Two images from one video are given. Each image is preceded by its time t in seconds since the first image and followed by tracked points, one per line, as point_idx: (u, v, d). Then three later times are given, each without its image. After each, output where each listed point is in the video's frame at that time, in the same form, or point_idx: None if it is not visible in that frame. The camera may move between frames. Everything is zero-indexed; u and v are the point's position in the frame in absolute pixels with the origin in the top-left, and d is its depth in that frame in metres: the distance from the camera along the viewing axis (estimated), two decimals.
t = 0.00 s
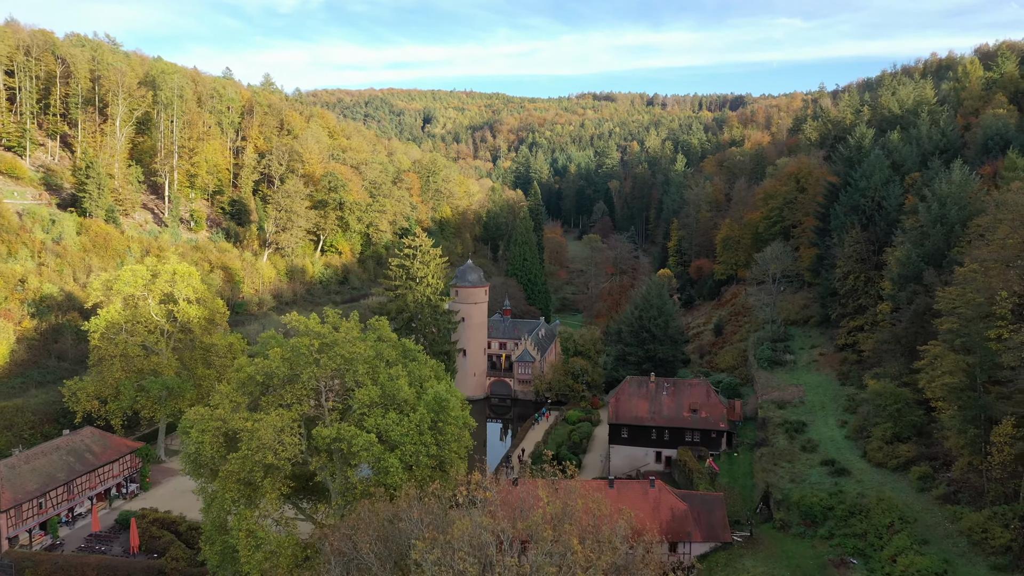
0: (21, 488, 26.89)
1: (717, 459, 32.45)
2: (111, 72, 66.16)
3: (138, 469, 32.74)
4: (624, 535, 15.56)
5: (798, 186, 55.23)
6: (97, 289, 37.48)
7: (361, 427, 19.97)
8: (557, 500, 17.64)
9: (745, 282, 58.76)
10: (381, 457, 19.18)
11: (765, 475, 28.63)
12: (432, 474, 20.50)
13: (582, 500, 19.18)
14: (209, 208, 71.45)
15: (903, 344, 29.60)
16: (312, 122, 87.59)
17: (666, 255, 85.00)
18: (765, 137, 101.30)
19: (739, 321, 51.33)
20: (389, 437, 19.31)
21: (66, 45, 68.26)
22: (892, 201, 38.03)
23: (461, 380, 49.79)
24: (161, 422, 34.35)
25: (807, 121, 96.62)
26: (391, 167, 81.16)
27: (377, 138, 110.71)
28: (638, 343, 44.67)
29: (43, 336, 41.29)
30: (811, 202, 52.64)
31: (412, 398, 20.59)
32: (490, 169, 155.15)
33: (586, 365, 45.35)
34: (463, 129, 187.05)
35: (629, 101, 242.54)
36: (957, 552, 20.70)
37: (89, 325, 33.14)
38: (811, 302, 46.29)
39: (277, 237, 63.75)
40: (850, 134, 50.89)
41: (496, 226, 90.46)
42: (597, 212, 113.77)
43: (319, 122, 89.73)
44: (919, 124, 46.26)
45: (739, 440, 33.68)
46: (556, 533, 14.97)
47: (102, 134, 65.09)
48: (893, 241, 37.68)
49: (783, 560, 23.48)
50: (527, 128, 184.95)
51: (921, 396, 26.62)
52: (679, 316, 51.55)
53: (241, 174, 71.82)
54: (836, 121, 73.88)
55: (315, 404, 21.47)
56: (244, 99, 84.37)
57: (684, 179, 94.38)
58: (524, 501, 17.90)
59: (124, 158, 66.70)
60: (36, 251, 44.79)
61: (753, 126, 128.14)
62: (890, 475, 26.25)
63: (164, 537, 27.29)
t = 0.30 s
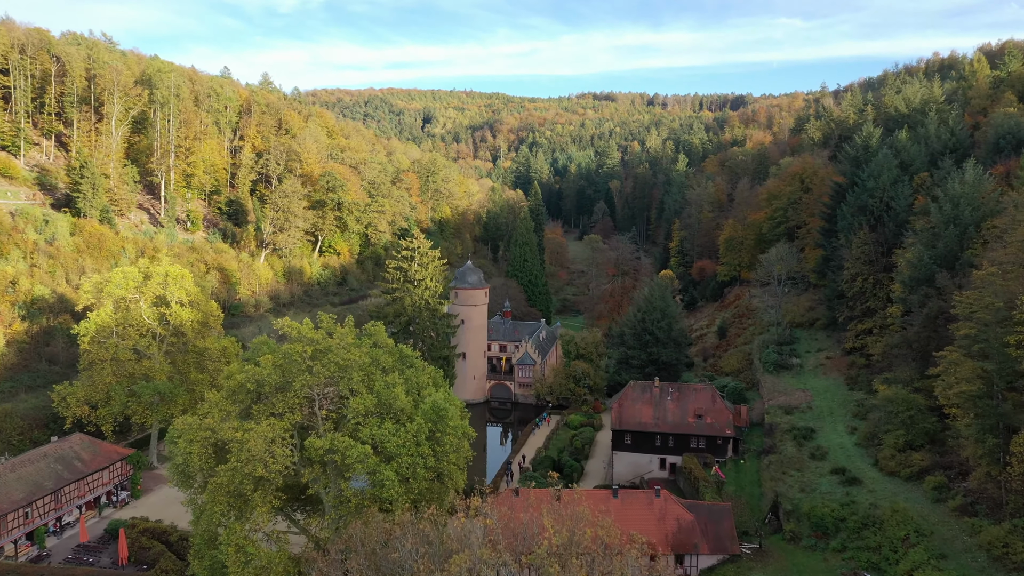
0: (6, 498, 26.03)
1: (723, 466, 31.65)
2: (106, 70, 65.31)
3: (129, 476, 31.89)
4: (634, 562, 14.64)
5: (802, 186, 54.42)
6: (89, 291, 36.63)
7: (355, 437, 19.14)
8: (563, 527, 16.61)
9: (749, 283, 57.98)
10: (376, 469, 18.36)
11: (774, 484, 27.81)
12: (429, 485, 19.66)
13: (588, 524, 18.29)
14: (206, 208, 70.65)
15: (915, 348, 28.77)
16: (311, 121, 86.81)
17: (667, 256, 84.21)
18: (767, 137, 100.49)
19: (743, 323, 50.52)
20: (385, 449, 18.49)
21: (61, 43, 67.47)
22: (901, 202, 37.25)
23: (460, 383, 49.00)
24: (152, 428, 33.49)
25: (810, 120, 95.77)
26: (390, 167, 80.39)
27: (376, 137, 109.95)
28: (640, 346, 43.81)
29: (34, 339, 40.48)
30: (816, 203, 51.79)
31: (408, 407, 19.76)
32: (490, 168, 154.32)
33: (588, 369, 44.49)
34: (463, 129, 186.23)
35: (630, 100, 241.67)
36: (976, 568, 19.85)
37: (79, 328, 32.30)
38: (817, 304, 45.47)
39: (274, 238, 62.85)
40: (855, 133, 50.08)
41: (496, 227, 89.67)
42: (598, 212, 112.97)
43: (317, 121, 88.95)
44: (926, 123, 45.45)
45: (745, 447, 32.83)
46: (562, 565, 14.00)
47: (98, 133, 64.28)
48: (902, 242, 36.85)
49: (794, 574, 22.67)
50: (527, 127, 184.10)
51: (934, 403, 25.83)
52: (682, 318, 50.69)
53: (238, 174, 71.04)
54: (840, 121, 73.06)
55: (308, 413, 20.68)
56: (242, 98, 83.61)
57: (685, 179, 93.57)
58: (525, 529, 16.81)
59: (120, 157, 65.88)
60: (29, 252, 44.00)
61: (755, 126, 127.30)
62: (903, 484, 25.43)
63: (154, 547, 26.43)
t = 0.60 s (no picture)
0: None
1: (730, 474, 30.79)
2: (101, 68, 64.45)
3: (119, 484, 31.06)
4: None
5: (807, 186, 53.59)
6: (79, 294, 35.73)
7: (349, 449, 18.29)
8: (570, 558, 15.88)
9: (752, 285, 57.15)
10: (371, 482, 17.49)
11: (783, 494, 26.95)
12: (428, 499, 18.81)
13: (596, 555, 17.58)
14: (203, 208, 69.83)
15: (927, 354, 27.90)
16: (309, 120, 85.95)
17: (669, 257, 83.41)
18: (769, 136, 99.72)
19: (747, 326, 49.66)
20: (380, 462, 17.62)
21: (56, 41, 66.57)
22: (911, 202, 36.39)
23: (460, 387, 48.18)
24: (144, 435, 32.61)
25: (812, 120, 94.98)
26: (389, 166, 79.57)
27: (375, 137, 109.12)
28: (644, 350, 42.95)
29: (24, 342, 39.60)
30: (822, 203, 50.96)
31: (405, 416, 18.91)
32: (490, 168, 153.45)
33: (590, 372, 43.61)
34: (463, 128, 185.38)
35: (630, 100, 240.86)
36: None
37: (68, 332, 31.39)
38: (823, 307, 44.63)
39: (272, 238, 61.93)
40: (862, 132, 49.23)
41: (496, 227, 88.82)
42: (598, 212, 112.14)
43: (315, 120, 88.11)
44: (935, 122, 44.61)
45: (752, 454, 31.96)
46: None
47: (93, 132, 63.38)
48: (912, 244, 36.00)
49: None
50: (528, 127, 183.27)
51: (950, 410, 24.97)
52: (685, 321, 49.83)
53: (236, 174, 70.19)
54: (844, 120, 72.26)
55: (301, 423, 19.86)
56: (240, 97, 82.77)
57: (687, 179, 92.77)
58: (529, 558, 16.21)
59: (115, 156, 65.02)
60: (20, 253, 43.12)
61: (756, 125, 126.51)
62: (918, 495, 24.58)
63: (143, 559, 25.56)
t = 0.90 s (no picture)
0: None
1: (737, 482, 29.93)
2: (96, 67, 63.58)
3: (109, 493, 30.20)
4: None
5: (812, 186, 52.71)
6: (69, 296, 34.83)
7: (342, 462, 17.42)
8: None
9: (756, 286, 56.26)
10: (366, 498, 16.65)
11: (793, 505, 26.06)
12: (425, 514, 18.00)
13: None
14: (199, 208, 68.95)
15: (942, 359, 26.97)
16: (307, 119, 85.11)
17: (671, 257, 82.59)
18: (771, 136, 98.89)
19: (752, 328, 48.77)
20: (375, 476, 16.78)
21: (51, 39, 65.73)
22: (921, 203, 35.51)
23: (460, 391, 47.32)
24: (134, 442, 31.71)
25: (815, 119, 94.13)
26: (388, 166, 78.79)
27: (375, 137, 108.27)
28: (647, 353, 42.07)
29: (13, 345, 38.71)
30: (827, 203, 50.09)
31: (401, 427, 18.09)
32: (490, 168, 152.57)
33: (592, 376, 42.70)
34: (463, 128, 184.54)
35: (631, 100, 240.10)
36: None
37: (55, 336, 30.50)
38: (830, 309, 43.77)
39: (269, 239, 60.99)
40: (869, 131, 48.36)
41: (496, 228, 88.00)
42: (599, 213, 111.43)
43: (314, 120, 87.27)
44: (944, 120, 43.76)
45: (760, 462, 31.09)
46: None
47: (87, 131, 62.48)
48: (923, 245, 35.10)
49: None
50: (528, 127, 182.46)
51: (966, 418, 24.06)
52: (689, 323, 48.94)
53: (233, 174, 69.32)
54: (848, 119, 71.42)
55: (292, 434, 19.00)
56: (237, 96, 81.90)
57: (689, 179, 91.92)
58: None
59: (110, 156, 64.12)
60: (11, 254, 42.26)
61: (757, 125, 125.66)
62: (934, 506, 23.68)
63: (131, 573, 24.64)
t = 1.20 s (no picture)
0: None
1: (745, 492, 29.04)
2: (90, 65, 62.65)
3: (98, 503, 29.30)
4: None
5: (817, 186, 51.80)
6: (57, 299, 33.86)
7: (334, 478, 16.53)
8: None
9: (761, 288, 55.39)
10: (359, 516, 15.74)
11: (805, 516, 25.14)
12: (422, 531, 17.08)
13: None
14: (195, 209, 68.05)
15: (958, 365, 26.13)
16: (305, 119, 84.22)
17: (673, 258, 81.73)
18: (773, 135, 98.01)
19: (757, 331, 47.89)
20: (369, 493, 15.89)
21: (45, 37, 64.81)
22: (933, 203, 34.60)
23: (459, 395, 46.40)
24: (124, 449, 30.79)
25: (817, 118, 93.24)
26: (387, 166, 77.97)
27: (374, 136, 107.36)
28: (650, 357, 41.15)
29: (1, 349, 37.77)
30: (833, 203, 49.20)
31: (397, 440, 17.23)
32: (490, 167, 151.67)
33: (595, 380, 41.80)
34: (463, 128, 183.64)
35: (631, 99, 238.96)
36: None
37: (41, 341, 29.56)
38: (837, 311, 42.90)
39: (265, 240, 60.01)
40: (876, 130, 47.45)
41: (496, 228, 87.15)
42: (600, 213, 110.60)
43: (312, 119, 86.39)
44: (954, 119, 42.85)
45: (768, 470, 30.17)
46: None
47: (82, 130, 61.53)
48: (934, 247, 34.22)
49: None
50: (528, 126, 181.57)
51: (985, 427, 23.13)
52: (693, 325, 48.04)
53: (229, 173, 68.40)
54: (852, 118, 70.54)
55: (282, 446, 18.13)
56: (235, 95, 80.95)
57: (691, 179, 91.03)
58: None
59: (105, 155, 63.20)
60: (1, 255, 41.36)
61: (759, 124, 124.75)
62: (951, 519, 22.78)
63: None
